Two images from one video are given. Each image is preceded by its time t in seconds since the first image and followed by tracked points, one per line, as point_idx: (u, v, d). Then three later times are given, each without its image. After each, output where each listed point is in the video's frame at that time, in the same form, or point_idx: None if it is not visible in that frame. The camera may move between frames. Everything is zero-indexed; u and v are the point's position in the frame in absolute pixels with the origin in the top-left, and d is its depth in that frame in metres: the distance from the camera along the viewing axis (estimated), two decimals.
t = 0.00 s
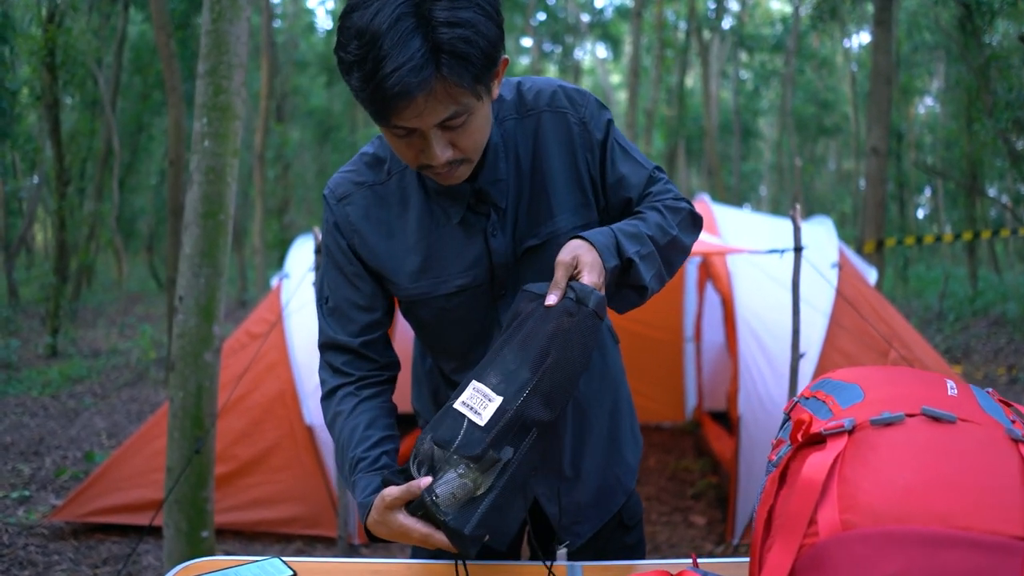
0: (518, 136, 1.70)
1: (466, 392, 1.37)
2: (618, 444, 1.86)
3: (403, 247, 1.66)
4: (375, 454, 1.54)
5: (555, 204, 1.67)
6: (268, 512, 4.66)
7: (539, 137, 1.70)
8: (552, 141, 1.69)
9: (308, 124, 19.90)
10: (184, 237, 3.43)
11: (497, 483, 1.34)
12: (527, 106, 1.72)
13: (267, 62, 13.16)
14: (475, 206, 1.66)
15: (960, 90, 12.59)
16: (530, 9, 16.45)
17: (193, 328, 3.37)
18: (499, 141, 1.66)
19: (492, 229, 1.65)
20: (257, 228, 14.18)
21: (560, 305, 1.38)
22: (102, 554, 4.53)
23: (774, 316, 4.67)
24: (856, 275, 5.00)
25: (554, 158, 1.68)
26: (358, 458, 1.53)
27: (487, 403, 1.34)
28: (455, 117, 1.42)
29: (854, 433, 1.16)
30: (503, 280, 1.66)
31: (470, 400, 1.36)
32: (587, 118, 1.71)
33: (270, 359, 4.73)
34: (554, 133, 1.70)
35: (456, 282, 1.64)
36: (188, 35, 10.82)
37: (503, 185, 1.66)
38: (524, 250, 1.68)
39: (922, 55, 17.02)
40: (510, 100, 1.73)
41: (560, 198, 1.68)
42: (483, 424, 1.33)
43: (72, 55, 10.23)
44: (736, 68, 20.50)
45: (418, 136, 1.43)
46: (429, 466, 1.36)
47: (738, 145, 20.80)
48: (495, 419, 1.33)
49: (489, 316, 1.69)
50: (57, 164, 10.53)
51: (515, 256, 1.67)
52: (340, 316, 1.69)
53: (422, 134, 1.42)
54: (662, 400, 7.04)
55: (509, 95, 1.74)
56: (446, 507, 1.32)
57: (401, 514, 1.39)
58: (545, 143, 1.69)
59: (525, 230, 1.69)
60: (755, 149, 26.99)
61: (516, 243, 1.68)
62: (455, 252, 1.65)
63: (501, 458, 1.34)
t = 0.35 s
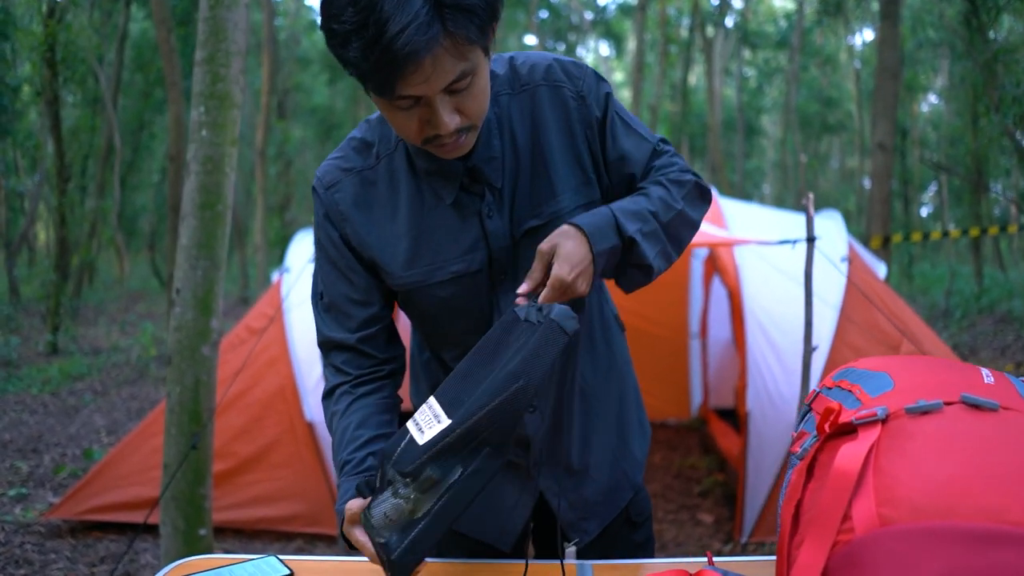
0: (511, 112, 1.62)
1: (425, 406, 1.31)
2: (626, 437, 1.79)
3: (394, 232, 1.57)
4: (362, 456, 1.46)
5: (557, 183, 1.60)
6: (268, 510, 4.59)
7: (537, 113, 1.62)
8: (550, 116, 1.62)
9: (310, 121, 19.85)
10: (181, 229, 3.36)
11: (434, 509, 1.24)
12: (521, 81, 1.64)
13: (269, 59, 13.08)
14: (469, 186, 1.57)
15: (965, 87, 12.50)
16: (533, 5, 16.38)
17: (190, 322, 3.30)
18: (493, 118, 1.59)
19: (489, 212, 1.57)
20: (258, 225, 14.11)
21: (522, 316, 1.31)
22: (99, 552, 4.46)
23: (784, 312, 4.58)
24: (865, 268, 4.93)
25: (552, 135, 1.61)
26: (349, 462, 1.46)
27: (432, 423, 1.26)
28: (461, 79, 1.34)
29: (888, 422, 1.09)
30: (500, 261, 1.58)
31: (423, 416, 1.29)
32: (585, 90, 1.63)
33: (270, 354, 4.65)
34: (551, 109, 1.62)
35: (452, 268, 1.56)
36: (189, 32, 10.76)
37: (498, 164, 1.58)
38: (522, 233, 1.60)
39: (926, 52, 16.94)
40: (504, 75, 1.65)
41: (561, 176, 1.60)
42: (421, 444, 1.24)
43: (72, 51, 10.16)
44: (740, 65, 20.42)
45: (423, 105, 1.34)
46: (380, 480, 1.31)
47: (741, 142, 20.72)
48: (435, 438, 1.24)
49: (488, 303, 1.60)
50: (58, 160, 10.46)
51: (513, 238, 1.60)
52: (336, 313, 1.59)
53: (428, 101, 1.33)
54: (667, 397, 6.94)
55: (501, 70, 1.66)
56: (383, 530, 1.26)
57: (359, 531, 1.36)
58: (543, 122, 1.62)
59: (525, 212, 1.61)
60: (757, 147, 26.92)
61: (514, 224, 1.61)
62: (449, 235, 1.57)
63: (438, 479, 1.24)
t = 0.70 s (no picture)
0: (505, 57, 1.54)
1: (404, 386, 1.28)
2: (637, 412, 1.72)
3: (384, 188, 1.48)
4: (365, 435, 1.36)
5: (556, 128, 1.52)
6: (269, 503, 4.50)
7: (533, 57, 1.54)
8: (546, 60, 1.54)
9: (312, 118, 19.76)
10: (181, 211, 3.28)
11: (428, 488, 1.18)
12: (516, 24, 1.56)
13: (270, 54, 12.98)
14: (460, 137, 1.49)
15: (971, 82, 12.38)
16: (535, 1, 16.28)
17: (191, 306, 3.22)
18: (483, 63, 1.49)
19: (483, 162, 1.49)
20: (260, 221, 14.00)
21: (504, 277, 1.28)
22: (98, 545, 4.37)
23: (797, 300, 4.50)
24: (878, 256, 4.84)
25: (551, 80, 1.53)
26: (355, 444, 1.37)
27: (411, 404, 1.23)
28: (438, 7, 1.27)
29: (945, 383, 1.03)
30: (499, 213, 1.50)
31: (402, 397, 1.25)
32: (582, 25, 1.56)
33: (271, 345, 4.56)
34: (547, 52, 1.55)
35: (449, 224, 1.47)
36: (191, 26, 10.66)
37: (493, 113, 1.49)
38: (524, 182, 1.54)
39: (931, 49, 16.84)
40: (497, 21, 1.57)
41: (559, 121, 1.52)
42: (405, 423, 1.22)
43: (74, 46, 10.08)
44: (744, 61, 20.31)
45: (399, 36, 1.27)
46: (372, 469, 1.27)
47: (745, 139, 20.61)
48: (416, 413, 1.22)
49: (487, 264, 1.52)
50: (59, 155, 10.37)
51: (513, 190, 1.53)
52: (333, 284, 1.50)
53: (406, 29, 1.26)
54: (674, 390, 6.83)
55: (492, 17, 1.58)
56: (378, 522, 1.23)
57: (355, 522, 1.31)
58: (540, 73, 1.54)
59: (526, 160, 1.54)
60: (761, 145, 26.82)
61: (512, 176, 1.54)
62: (443, 192, 1.49)
63: (427, 460, 1.19)
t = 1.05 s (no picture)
0: (490, 21, 1.50)
1: (433, 383, 1.18)
2: (627, 402, 1.57)
3: (369, 150, 1.43)
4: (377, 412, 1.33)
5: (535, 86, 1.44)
6: (269, 499, 4.42)
7: (516, 21, 1.50)
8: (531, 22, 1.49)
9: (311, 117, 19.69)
10: (178, 200, 3.21)
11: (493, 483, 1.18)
12: None
13: (269, 52, 12.91)
14: (447, 99, 1.44)
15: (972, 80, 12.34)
16: None
17: (188, 296, 3.16)
18: (470, 22, 1.44)
19: (470, 125, 1.43)
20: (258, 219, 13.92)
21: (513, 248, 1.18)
22: (94, 543, 4.30)
23: (804, 292, 4.46)
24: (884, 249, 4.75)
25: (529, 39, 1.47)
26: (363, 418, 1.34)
27: (457, 408, 1.15)
28: None
29: (990, 351, 0.98)
30: (486, 175, 1.44)
31: (438, 396, 1.17)
32: None
33: (270, 339, 4.51)
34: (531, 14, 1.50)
35: (435, 188, 1.42)
36: (189, 23, 10.61)
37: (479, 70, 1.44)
38: (506, 146, 1.46)
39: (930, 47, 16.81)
40: None
41: (543, 79, 1.45)
42: (459, 430, 1.15)
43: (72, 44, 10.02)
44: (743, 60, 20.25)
45: None
46: (415, 473, 1.20)
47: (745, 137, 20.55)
48: (474, 424, 1.14)
49: (474, 231, 1.46)
50: (56, 153, 10.30)
51: (495, 153, 1.45)
52: (322, 252, 1.46)
53: None
54: (676, 386, 6.75)
55: None
56: (447, 528, 1.19)
57: (405, 514, 1.23)
58: (521, 36, 1.48)
59: (511, 122, 1.46)
60: (760, 145, 26.78)
61: (497, 138, 1.46)
62: (428, 154, 1.43)
63: (492, 463, 1.16)
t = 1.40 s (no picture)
0: None
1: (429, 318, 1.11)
2: (624, 372, 1.54)
3: (356, 112, 1.36)
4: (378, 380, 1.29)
5: (528, 47, 1.37)
6: (264, 492, 4.32)
7: None
8: None
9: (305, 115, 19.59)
10: (172, 183, 3.13)
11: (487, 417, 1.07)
12: None
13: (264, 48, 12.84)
14: (435, 56, 1.35)
15: (965, 79, 12.36)
16: None
17: (182, 282, 3.08)
18: None
19: (460, 84, 1.36)
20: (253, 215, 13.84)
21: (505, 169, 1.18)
22: (86, 536, 4.22)
23: (807, 283, 4.39)
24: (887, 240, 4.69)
25: None
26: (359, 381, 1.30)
27: (440, 334, 1.08)
28: None
29: None
30: (479, 138, 1.37)
31: (429, 327, 1.10)
32: None
33: (266, 330, 4.44)
34: None
35: (424, 149, 1.35)
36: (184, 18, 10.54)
37: (469, 28, 1.37)
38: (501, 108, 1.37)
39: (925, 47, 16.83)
40: None
41: (535, 37, 1.38)
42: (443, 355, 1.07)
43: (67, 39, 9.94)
44: (740, 59, 20.22)
45: None
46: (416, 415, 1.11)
47: (741, 136, 20.51)
48: (462, 348, 1.06)
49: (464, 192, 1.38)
50: (49, 149, 10.21)
51: (486, 113, 1.37)
52: (316, 218, 1.42)
53: None
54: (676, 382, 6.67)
55: None
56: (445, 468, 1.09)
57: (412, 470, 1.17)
58: None
59: (506, 81, 1.37)
60: (755, 144, 26.81)
61: (492, 101, 1.38)
62: (419, 115, 1.36)
63: (482, 393, 1.06)
